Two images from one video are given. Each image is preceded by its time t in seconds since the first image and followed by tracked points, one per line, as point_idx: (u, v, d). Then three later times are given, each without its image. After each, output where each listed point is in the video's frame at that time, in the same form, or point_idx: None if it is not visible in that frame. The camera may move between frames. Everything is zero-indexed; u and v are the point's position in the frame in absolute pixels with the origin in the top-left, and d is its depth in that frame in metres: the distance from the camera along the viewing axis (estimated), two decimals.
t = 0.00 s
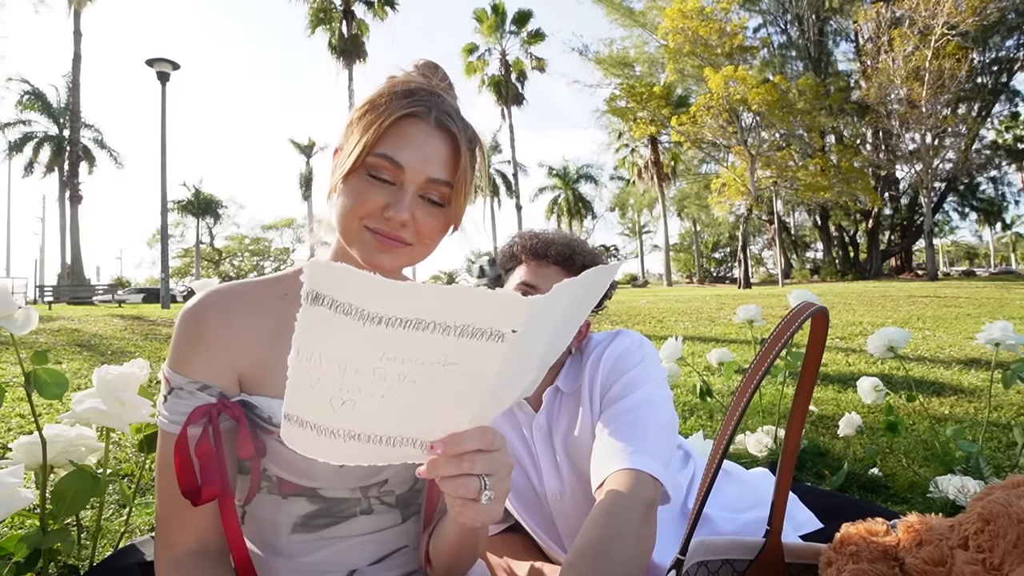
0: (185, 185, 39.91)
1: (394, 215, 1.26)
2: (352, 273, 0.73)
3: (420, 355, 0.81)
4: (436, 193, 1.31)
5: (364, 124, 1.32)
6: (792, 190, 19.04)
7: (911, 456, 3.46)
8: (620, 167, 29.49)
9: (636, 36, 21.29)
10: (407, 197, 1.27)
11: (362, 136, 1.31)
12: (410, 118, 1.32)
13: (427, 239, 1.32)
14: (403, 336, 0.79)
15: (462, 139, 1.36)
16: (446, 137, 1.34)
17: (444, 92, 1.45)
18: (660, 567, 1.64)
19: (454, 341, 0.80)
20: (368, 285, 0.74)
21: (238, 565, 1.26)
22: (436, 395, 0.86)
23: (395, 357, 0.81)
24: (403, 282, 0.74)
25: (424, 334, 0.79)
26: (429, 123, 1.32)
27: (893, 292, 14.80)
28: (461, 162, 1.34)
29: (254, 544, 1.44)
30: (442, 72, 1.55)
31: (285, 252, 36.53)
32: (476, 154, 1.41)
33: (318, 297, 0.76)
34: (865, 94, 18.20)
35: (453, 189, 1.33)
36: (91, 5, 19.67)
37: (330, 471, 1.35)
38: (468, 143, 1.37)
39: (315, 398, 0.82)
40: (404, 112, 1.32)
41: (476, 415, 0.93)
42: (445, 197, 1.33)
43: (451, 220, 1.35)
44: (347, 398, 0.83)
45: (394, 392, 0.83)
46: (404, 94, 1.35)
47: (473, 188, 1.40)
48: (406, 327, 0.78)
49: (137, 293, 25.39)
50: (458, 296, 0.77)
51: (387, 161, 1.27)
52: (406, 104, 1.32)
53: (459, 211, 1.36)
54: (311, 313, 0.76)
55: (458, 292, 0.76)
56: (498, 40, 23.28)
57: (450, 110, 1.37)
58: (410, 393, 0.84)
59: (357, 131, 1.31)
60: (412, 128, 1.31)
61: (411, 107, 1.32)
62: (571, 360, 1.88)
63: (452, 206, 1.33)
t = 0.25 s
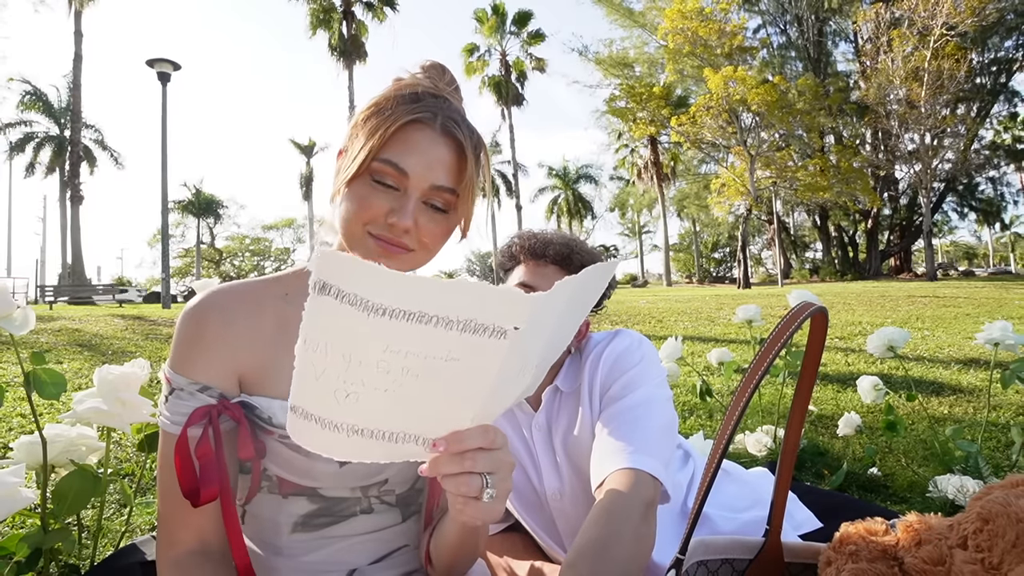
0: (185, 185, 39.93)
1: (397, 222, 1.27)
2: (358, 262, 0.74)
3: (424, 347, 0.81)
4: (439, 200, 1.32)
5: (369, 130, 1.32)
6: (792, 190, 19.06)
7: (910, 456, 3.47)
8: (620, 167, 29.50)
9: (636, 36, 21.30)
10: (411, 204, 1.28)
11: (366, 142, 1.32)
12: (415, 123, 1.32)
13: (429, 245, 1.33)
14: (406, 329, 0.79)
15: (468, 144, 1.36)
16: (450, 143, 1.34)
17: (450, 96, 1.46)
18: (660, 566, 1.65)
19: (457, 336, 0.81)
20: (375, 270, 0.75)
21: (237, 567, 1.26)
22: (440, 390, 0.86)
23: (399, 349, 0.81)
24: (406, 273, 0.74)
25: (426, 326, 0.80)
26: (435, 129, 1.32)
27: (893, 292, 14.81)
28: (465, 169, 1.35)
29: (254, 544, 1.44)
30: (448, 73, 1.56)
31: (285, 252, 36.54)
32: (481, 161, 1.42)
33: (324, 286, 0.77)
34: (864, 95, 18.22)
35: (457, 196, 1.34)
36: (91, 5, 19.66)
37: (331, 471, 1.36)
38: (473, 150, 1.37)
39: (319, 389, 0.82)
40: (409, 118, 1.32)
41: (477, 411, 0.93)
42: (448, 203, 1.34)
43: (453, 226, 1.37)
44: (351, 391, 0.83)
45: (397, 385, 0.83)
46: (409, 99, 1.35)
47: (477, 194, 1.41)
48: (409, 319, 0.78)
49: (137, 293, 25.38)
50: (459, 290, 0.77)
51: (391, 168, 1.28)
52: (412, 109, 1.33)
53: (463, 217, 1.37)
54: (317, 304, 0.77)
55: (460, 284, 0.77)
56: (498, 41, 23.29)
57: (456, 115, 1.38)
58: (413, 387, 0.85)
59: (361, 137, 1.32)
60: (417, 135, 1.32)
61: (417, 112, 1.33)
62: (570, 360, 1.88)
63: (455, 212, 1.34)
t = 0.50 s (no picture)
0: (185, 185, 39.95)
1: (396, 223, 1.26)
2: (368, 241, 0.75)
3: (424, 337, 0.81)
4: (440, 202, 1.32)
5: (370, 130, 1.32)
6: (792, 190, 19.05)
7: (911, 456, 3.46)
8: (620, 167, 29.49)
9: (636, 36, 21.29)
10: (410, 206, 1.28)
11: (367, 143, 1.31)
12: (416, 124, 1.31)
13: (429, 247, 1.33)
14: (407, 317, 0.79)
15: (469, 146, 1.36)
16: (451, 144, 1.33)
17: (452, 96, 1.45)
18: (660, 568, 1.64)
19: (456, 328, 0.80)
20: (376, 255, 0.75)
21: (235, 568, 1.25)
22: (440, 384, 0.86)
23: (399, 336, 0.80)
24: (406, 255, 0.74)
25: (426, 316, 0.79)
26: (435, 129, 1.32)
27: (893, 292, 14.80)
28: (465, 171, 1.35)
29: (254, 545, 1.44)
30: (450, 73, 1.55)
31: (285, 252, 36.54)
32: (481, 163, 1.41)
33: (339, 263, 0.78)
34: (865, 94, 18.21)
35: (456, 197, 1.34)
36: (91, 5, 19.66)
37: (330, 472, 1.35)
38: (474, 151, 1.37)
39: (325, 374, 0.83)
40: (409, 119, 1.31)
41: (478, 409, 0.92)
42: (448, 206, 1.33)
43: (453, 228, 1.36)
44: (354, 376, 0.82)
45: (397, 375, 0.83)
46: (410, 100, 1.34)
47: (477, 195, 1.41)
48: (410, 306, 0.78)
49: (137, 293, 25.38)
50: (460, 280, 0.76)
51: (392, 169, 1.27)
52: (412, 110, 1.32)
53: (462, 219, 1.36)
54: (332, 279, 0.78)
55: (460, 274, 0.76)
56: (498, 40, 23.28)
57: (456, 116, 1.37)
58: (414, 379, 0.84)
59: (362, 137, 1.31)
60: (418, 135, 1.31)
61: (418, 113, 1.32)
62: (570, 360, 1.88)
63: (454, 214, 1.34)
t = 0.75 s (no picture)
0: (185, 185, 39.90)
1: (396, 222, 1.26)
2: (354, 266, 0.74)
3: (420, 349, 0.81)
4: (441, 201, 1.32)
5: (370, 132, 1.31)
6: (792, 190, 19.06)
7: (911, 456, 3.46)
8: (620, 167, 29.49)
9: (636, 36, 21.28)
10: (411, 206, 1.28)
11: (366, 143, 1.31)
12: (417, 124, 1.31)
13: (429, 247, 1.33)
14: (402, 329, 0.79)
15: (469, 146, 1.35)
16: (452, 145, 1.33)
17: (452, 97, 1.45)
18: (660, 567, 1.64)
19: (454, 337, 0.80)
20: (365, 274, 0.75)
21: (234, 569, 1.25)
22: (441, 392, 0.86)
23: (395, 351, 0.80)
24: (400, 275, 0.74)
25: (424, 329, 0.79)
26: (436, 130, 1.31)
27: (893, 292, 14.80)
28: (465, 172, 1.34)
29: (255, 546, 1.44)
30: (452, 74, 1.55)
31: (285, 252, 36.55)
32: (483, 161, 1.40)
33: (319, 290, 0.78)
34: (865, 94, 18.20)
35: (456, 197, 1.33)
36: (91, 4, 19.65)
37: (330, 471, 1.35)
38: (474, 151, 1.36)
39: (322, 393, 0.83)
40: (409, 120, 1.31)
41: (478, 414, 0.92)
42: (448, 205, 1.33)
43: (453, 229, 1.36)
44: (349, 393, 0.83)
45: (396, 386, 0.83)
46: (411, 100, 1.34)
47: (478, 195, 1.40)
48: (406, 320, 0.78)
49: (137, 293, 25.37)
50: (453, 290, 0.77)
51: (392, 169, 1.27)
52: (413, 111, 1.32)
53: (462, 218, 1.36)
54: (313, 308, 0.78)
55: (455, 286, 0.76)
56: (498, 40, 23.28)
57: (457, 116, 1.37)
58: (413, 390, 0.84)
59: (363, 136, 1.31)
60: (419, 135, 1.31)
61: (417, 115, 1.32)
62: (570, 359, 1.88)
63: (455, 215, 1.34)
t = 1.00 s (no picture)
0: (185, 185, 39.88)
1: (395, 221, 1.26)
2: (351, 260, 0.74)
3: (416, 349, 0.81)
4: (440, 200, 1.32)
5: (370, 131, 1.32)
6: (792, 190, 19.07)
7: (911, 456, 3.46)
8: (620, 167, 29.49)
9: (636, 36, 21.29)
10: (410, 206, 1.28)
11: (366, 143, 1.31)
12: (416, 124, 1.31)
13: (428, 246, 1.33)
14: (399, 330, 0.79)
15: (468, 147, 1.35)
16: (451, 146, 1.33)
17: (452, 97, 1.45)
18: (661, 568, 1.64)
19: (451, 338, 0.80)
20: (363, 272, 0.75)
21: (234, 569, 1.25)
22: (437, 394, 0.86)
23: (393, 350, 0.80)
24: (397, 272, 0.74)
25: (420, 329, 0.79)
26: (435, 130, 1.32)
27: (893, 292, 14.80)
28: (464, 172, 1.34)
29: (253, 546, 1.44)
30: (452, 74, 1.55)
31: (284, 252, 36.55)
32: (481, 161, 1.40)
33: (318, 286, 0.78)
34: (865, 94, 18.20)
35: (456, 198, 1.34)
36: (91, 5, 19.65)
37: (329, 472, 1.36)
38: (474, 152, 1.37)
39: (318, 392, 0.82)
40: (408, 118, 1.31)
41: (475, 417, 0.93)
42: (448, 206, 1.33)
43: (452, 229, 1.36)
44: (347, 393, 0.82)
45: (392, 388, 0.83)
46: (411, 100, 1.34)
47: (477, 196, 1.40)
48: (403, 320, 0.78)
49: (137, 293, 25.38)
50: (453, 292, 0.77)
51: (392, 168, 1.27)
52: (413, 111, 1.32)
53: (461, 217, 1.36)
54: (312, 303, 0.78)
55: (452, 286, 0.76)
56: (498, 41, 23.30)
57: (456, 117, 1.37)
58: (408, 390, 0.84)
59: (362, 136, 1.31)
60: (418, 134, 1.31)
61: (416, 113, 1.32)
62: (570, 359, 1.88)
63: (454, 215, 1.34)
